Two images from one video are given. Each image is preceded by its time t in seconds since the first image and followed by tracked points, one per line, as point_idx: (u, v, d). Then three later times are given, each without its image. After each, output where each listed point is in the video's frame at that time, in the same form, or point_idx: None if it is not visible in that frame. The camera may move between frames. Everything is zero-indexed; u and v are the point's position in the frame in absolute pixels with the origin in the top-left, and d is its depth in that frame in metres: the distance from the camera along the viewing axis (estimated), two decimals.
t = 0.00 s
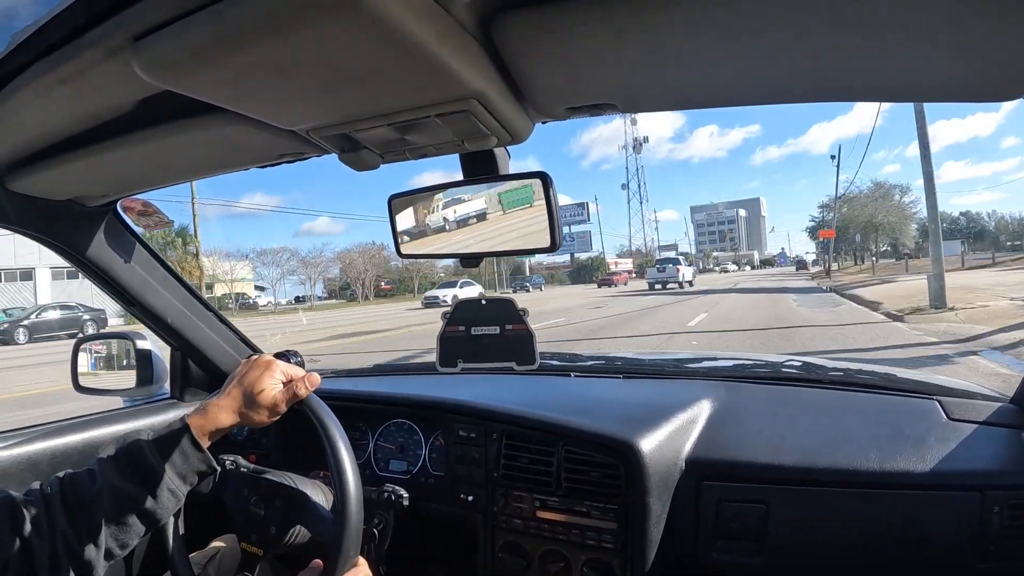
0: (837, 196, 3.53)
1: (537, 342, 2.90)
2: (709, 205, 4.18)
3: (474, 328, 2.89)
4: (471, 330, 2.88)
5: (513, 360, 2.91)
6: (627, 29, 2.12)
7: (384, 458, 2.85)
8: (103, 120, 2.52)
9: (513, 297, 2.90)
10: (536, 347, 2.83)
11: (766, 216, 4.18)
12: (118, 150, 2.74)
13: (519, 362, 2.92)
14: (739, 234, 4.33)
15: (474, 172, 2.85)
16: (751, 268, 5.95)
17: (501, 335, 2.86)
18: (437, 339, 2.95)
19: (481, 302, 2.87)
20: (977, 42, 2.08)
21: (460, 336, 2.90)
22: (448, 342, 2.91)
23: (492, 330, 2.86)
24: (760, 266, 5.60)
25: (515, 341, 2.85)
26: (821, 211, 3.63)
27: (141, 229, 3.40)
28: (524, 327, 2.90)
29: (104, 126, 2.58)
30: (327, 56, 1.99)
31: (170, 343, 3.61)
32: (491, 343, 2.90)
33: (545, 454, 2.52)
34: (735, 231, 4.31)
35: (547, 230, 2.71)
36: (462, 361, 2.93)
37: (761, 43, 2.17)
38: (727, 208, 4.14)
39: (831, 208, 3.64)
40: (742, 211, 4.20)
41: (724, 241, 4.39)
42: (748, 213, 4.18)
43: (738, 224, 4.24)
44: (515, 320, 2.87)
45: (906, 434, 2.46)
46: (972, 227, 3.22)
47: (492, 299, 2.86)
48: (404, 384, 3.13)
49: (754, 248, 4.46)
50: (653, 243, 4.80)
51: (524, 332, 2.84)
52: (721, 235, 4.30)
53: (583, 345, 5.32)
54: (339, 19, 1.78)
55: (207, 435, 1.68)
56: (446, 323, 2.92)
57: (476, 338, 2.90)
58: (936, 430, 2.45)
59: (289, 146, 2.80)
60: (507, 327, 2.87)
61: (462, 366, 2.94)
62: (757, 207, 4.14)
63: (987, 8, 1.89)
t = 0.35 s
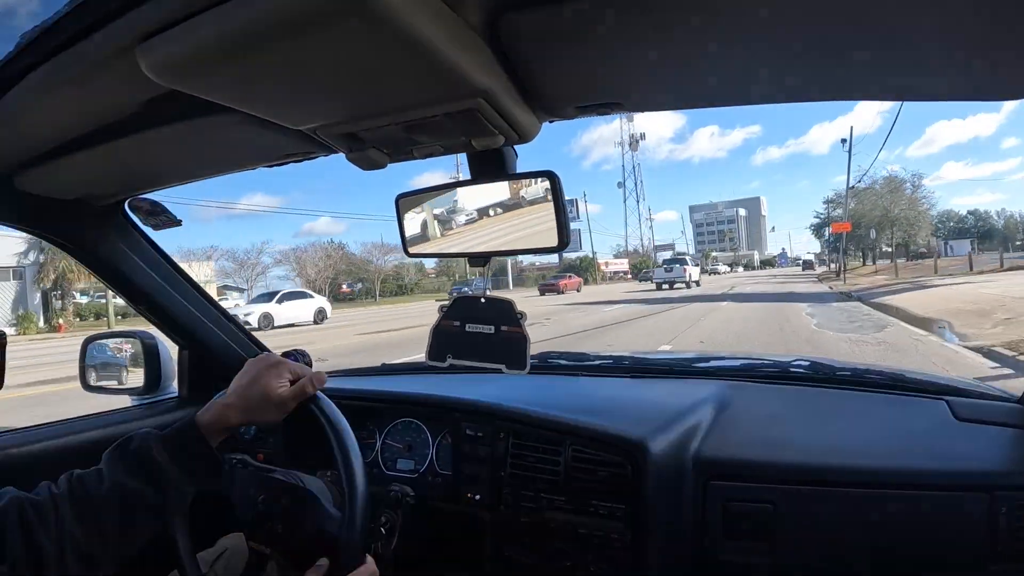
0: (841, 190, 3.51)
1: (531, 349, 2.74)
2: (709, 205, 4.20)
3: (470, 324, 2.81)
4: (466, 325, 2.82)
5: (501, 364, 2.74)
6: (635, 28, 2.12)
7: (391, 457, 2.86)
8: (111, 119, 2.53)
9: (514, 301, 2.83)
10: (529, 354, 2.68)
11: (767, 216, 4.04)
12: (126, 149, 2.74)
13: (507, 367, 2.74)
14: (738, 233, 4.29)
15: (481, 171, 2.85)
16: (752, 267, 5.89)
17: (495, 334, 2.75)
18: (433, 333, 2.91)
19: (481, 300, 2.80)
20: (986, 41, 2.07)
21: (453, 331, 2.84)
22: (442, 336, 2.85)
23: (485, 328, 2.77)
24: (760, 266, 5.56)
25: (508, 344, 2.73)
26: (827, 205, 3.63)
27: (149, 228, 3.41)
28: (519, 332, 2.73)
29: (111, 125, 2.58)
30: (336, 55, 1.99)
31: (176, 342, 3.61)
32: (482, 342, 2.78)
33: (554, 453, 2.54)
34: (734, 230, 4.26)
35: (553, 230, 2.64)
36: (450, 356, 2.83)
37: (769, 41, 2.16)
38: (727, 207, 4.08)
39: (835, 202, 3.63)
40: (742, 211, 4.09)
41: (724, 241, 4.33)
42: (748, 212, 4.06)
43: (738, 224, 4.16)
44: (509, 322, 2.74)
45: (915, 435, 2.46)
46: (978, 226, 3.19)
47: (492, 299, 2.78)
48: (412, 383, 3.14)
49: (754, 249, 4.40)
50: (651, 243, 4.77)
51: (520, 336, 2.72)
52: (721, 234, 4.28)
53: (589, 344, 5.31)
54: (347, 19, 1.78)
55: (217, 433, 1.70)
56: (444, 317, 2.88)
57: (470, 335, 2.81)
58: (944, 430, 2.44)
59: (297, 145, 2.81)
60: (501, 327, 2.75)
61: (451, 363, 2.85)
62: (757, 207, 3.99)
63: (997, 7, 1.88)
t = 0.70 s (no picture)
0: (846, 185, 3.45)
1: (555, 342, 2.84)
2: (707, 204, 4.09)
3: (491, 328, 2.83)
4: (488, 330, 2.82)
5: (530, 360, 2.83)
6: (640, 28, 2.12)
7: (398, 458, 2.87)
8: (118, 121, 2.54)
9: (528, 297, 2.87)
10: (555, 346, 2.79)
11: (766, 215, 4.05)
12: (133, 151, 2.75)
13: (536, 361, 2.84)
14: (737, 234, 4.25)
15: (488, 172, 2.85)
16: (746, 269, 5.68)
17: (518, 334, 2.81)
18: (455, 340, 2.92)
19: (498, 302, 2.81)
20: (994, 40, 2.06)
21: (476, 337, 2.84)
22: (465, 343, 2.85)
23: (507, 329, 2.80)
24: (759, 267, 5.52)
25: (532, 340, 2.81)
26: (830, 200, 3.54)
27: (156, 229, 3.42)
28: (539, 327, 2.81)
29: (119, 128, 2.59)
30: (343, 56, 1.99)
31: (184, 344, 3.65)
32: (508, 344, 2.81)
33: (561, 454, 2.54)
34: (733, 230, 4.22)
35: (561, 229, 2.67)
36: (479, 360, 2.86)
37: (773, 41, 2.16)
38: (726, 206, 4.03)
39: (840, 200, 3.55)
40: (742, 211, 4.07)
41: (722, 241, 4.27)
42: (748, 211, 4.04)
43: (738, 223, 4.12)
44: (530, 320, 2.80)
45: (921, 435, 2.44)
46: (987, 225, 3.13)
47: (508, 299, 2.80)
48: (419, 384, 3.15)
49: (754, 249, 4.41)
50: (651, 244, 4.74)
51: (541, 331, 2.80)
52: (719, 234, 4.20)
53: (595, 343, 5.30)
54: (353, 20, 1.78)
55: (220, 434, 1.69)
56: (463, 324, 2.86)
57: (494, 339, 2.84)
58: (951, 431, 2.43)
59: (304, 146, 2.81)
60: (523, 325, 2.80)
61: (482, 368, 2.89)
62: (756, 207, 3.99)
63: (1003, 6, 1.87)
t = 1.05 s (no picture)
0: (854, 176, 3.42)
1: (542, 353, 2.72)
2: (705, 203, 4.11)
3: (482, 327, 2.81)
4: (478, 328, 2.81)
5: (513, 365, 2.73)
6: (647, 29, 2.12)
7: (405, 459, 2.87)
8: (124, 123, 2.54)
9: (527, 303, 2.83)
10: (541, 355, 2.67)
11: (765, 214, 4.02)
12: (140, 153, 2.76)
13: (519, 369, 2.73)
14: (736, 234, 4.17)
15: (494, 173, 2.85)
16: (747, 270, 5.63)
17: (508, 337, 2.75)
18: (445, 334, 2.90)
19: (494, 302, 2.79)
20: (1002, 39, 2.05)
21: (466, 333, 2.83)
22: (454, 337, 2.84)
23: (499, 332, 2.76)
24: (759, 267, 5.50)
25: (520, 346, 2.72)
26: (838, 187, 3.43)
27: (163, 231, 3.43)
28: (529, 334, 2.72)
29: (126, 130, 2.60)
30: (349, 57, 2.00)
31: (191, 343, 3.66)
32: (495, 345, 2.77)
33: (567, 455, 2.55)
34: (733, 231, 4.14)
35: (567, 233, 2.64)
36: (463, 358, 2.82)
37: (780, 42, 2.16)
38: (725, 206, 4.04)
39: (848, 190, 3.51)
40: (740, 211, 4.05)
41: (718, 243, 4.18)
42: (746, 211, 4.02)
43: (737, 224, 4.09)
44: (523, 326, 2.73)
45: (929, 436, 2.43)
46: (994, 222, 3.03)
47: (505, 300, 2.77)
48: (426, 385, 3.15)
49: (752, 249, 4.32)
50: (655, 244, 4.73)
51: (532, 339, 2.72)
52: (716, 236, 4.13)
53: (600, 343, 5.30)
54: (360, 21, 1.78)
55: (227, 435, 1.69)
56: (455, 319, 2.87)
57: (483, 337, 2.80)
58: (959, 431, 2.42)
59: (310, 147, 2.82)
60: (513, 330, 2.73)
61: (464, 365, 2.84)
62: (755, 206, 3.99)
63: (1012, 5, 1.86)
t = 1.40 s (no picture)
0: (861, 167, 3.27)
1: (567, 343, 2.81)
2: (703, 201, 4.07)
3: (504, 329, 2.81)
4: (501, 330, 2.80)
5: (541, 360, 2.81)
6: (653, 28, 2.11)
7: (411, 458, 2.88)
8: (131, 124, 2.55)
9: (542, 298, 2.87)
10: (569, 347, 2.77)
11: (764, 213, 3.93)
12: (146, 153, 2.77)
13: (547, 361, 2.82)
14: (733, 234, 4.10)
15: (501, 172, 2.85)
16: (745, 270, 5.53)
17: (530, 334, 2.79)
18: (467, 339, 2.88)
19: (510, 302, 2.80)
20: (1011, 38, 2.04)
21: (490, 337, 2.81)
22: (477, 341, 2.82)
23: (521, 330, 2.78)
24: (756, 267, 5.48)
25: (546, 340, 2.79)
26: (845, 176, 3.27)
27: (169, 231, 3.44)
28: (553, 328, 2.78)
29: (133, 130, 2.61)
30: (356, 57, 2.00)
31: (198, 343, 3.66)
32: (519, 344, 2.80)
33: (574, 455, 2.55)
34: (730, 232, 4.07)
35: (573, 230, 2.66)
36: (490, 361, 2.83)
37: (786, 41, 2.15)
38: (722, 205, 3.99)
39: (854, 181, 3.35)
40: (739, 209, 3.99)
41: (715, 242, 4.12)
42: (744, 210, 3.96)
43: (734, 223, 4.01)
44: (543, 320, 2.78)
45: (935, 435, 2.43)
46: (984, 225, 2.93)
47: (521, 299, 2.79)
48: (432, 384, 3.15)
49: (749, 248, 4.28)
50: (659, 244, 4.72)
51: (556, 332, 2.79)
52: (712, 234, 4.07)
53: (602, 342, 5.29)
54: (367, 22, 1.78)
55: (233, 434, 1.69)
56: (476, 324, 2.84)
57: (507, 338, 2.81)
58: (966, 431, 2.42)
59: (316, 147, 2.82)
60: (535, 325, 2.78)
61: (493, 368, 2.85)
62: (753, 204, 3.93)
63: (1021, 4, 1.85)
